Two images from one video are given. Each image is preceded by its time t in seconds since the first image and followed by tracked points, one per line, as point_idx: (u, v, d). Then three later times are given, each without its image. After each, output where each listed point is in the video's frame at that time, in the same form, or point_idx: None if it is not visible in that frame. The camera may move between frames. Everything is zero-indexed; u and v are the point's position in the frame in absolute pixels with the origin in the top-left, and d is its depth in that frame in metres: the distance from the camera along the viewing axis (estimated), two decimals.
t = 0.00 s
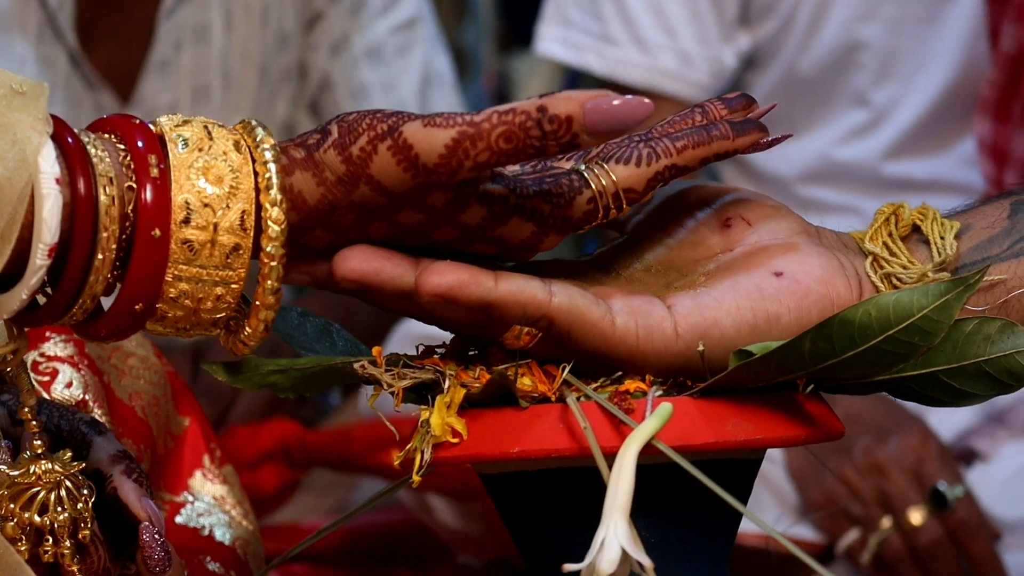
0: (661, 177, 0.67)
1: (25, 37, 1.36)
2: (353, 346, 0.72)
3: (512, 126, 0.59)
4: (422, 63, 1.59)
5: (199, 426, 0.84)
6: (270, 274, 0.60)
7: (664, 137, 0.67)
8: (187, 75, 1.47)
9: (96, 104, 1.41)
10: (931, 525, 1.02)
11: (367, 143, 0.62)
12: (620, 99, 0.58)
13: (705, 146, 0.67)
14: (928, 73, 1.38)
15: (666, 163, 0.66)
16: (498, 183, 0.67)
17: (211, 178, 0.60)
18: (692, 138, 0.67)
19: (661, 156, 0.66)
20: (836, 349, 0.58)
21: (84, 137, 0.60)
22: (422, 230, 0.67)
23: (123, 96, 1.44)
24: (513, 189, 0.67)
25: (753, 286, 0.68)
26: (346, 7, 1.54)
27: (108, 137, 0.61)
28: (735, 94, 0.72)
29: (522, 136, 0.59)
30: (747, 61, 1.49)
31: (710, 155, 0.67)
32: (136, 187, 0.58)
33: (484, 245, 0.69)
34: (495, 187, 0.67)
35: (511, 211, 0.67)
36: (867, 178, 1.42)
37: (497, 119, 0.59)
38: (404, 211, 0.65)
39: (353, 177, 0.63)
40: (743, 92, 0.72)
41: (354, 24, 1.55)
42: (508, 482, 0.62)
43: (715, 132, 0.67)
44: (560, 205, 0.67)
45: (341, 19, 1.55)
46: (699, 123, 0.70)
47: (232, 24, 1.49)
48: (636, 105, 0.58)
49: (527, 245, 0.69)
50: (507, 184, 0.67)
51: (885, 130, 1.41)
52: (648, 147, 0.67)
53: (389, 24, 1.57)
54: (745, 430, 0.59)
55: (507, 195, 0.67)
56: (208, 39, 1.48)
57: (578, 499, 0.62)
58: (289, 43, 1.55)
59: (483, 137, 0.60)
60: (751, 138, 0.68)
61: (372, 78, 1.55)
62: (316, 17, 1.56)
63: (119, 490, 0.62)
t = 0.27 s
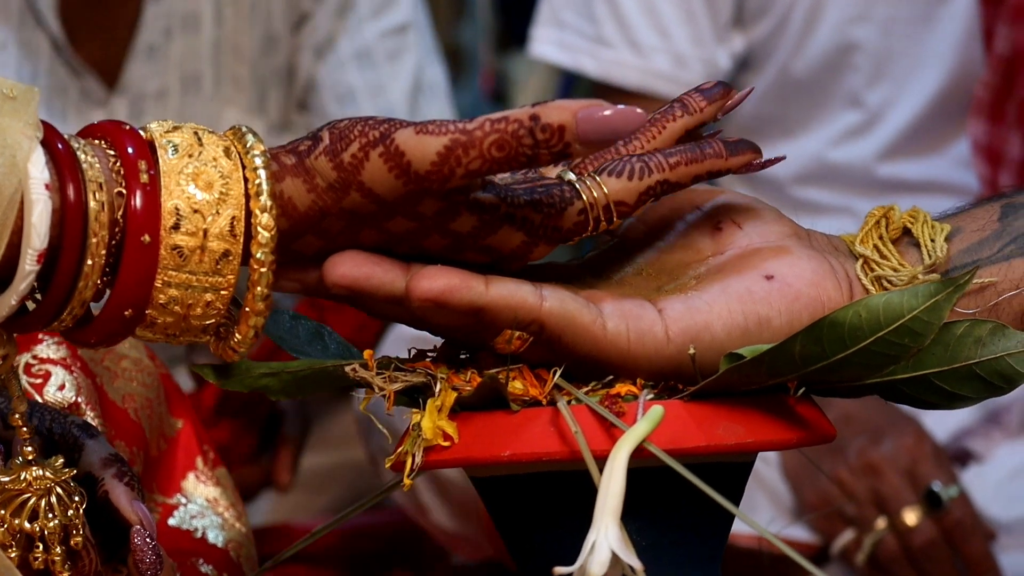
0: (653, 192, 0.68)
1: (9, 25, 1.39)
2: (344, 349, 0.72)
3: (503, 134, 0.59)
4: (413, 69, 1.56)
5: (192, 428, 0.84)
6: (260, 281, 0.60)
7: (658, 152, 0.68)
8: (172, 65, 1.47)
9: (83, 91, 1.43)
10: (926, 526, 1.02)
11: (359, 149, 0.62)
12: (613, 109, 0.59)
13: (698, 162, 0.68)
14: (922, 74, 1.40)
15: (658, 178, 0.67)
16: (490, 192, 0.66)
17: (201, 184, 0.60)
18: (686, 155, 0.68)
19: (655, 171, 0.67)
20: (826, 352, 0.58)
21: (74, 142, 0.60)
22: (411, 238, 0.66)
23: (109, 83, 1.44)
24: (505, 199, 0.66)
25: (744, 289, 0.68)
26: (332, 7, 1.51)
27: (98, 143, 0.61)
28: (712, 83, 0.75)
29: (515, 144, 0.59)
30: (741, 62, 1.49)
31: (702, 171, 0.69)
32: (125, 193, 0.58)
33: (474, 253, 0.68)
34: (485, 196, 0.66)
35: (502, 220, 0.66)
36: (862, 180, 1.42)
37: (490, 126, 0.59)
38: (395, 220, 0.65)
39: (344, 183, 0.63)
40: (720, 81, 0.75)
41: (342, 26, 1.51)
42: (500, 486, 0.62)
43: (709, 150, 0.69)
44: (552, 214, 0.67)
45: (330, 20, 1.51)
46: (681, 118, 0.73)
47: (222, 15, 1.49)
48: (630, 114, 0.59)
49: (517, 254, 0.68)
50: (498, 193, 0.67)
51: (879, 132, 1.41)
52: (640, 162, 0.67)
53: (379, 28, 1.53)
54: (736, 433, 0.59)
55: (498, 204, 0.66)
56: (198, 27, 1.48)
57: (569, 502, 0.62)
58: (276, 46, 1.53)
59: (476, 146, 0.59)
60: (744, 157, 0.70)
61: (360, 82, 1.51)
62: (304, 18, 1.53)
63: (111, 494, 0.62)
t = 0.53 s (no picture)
0: (650, 197, 0.68)
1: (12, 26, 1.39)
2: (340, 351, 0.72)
3: (500, 140, 0.58)
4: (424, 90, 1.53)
5: (189, 430, 0.84)
6: (256, 285, 0.60)
7: (654, 157, 0.68)
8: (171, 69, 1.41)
9: (94, 93, 1.39)
10: (923, 528, 1.03)
11: (355, 154, 0.62)
12: (609, 114, 0.57)
13: (695, 167, 0.68)
14: (919, 78, 1.40)
15: (655, 183, 0.67)
16: (486, 198, 0.67)
17: (197, 189, 0.60)
18: (681, 160, 0.68)
19: (650, 176, 0.67)
20: (822, 356, 0.58)
21: (70, 147, 0.60)
22: (408, 243, 0.66)
23: (122, 87, 1.40)
24: (500, 204, 0.67)
25: (740, 293, 0.68)
26: (346, 27, 1.48)
27: (94, 148, 0.61)
28: (710, 90, 0.75)
29: (511, 150, 0.58)
30: (739, 64, 1.48)
31: (699, 176, 0.69)
32: (121, 198, 0.58)
33: (470, 259, 0.68)
34: (482, 201, 0.66)
35: (499, 225, 0.67)
36: (859, 182, 1.43)
37: (487, 132, 0.59)
38: (391, 225, 0.65)
39: (340, 189, 0.63)
40: (717, 87, 0.75)
41: (355, 45, 1.49)
42: (496, 488, 0.63)
43: (704, 155, 0.69)
44: (548, 220, 0.67)
45: (342, 39, 1.48)
46: (678, 124, 0.74)
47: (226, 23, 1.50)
48: (626, 118, 0.57)
49: (512, 259, 0.68)
50: (494, 199, 0.67)
51: (876, 134, 1.42)
52: (636, 167, 0.67)
53: (391, 50, 1.51)
54: (732, 437, 0.59)
55: (494, 209, 0.66)
56: (208, 35, 1.42)
57: (564, 506, 0.62)
58: (291, 60, 1.47)
59: (472, 151, 0.59)
60: (740, 161, 0.71)
61: (370, 106, 1.48)
62: (316, 38, 1.47)
63: (107, 497, 0.62)
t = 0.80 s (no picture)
0: (651, 199, 0.67)
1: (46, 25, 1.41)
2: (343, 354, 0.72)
3: (502, 142, 0.59)
4: (436, 105, 1.64)
5: (190, 434, 0.84)
6: (258, 287, 0.61)
7: (654, 159, 0.68)
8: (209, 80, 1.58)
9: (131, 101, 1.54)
10: (924, 533, 1.03)
11: (357, 157, 0.61)
12: (612, 118, 0.59)
13: (696, 167, 0.68)
14: (923, 83, 1.41)
15: (655, 185, 0.67)
16: (486, 201, 0.67)
17: (200, 190, 0.60)
18: (682, 160, 0.68)
19: (652, 178, 0.67)
20: (825, 358, 0.58)
21: (72, 148, 0.60)
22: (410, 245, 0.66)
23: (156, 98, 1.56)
24: (502, 207, 0.67)
25: (743, 295, 0.68)
26: (360, 45, 1.60)
27: (97, 149, 0.62)
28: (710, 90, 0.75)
29: (514, 153, 0.59)
30: (743, 67, 1.50)
31: (700, 177, 0.68)
32: (124, 199, 0.59)
33: (472, 261, 0.68)
34: (484, 204, 0.67)
35: (500, 228, 0.67)
36: (861, 185, 1.43)
37: (489, 135, 0.59)
38: (392, 227, 0.65)
39: (343, 191, 0.62)
40: (718, 89, 0.75)
41: (370, 62, 1.60)
42: (498, 490, 0.62)
43: (705, 155, 0.68)
44: (549, 223, 0.67)
45: (356, 57, 1.61)
46: (677, 126, 0.73)
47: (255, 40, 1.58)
48: (630, 123, 0.58)
49: (513, 263, 0.68)
50: (496, 202, 0.67)
51: (879, 138, 1.42)
52: (637, 168, 0.67)
53: (406, 67, 1.62)
54: (734, 439, 0.59)
55: (496, 212, 0.67)
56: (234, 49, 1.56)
57: (566, 508, 0.62)
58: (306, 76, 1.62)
59: (474, 154, 0.59)
60: (741, 161, 0.70)
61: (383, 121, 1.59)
62: (332, 55, 1.62)
63: (108, 500, 0.62)
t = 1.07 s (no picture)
0: (675, 177, 0.68)
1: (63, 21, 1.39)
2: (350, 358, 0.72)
3: (529, 124, 0.61)
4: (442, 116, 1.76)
5: (194, 439, 0.84)
6: (283, 266, 0.63)
7: (679, 137, 0.68)
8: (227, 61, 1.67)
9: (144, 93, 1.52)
10: (927, 536, 1.02)
11: (382, 136, 0.64)
12: (636, 100, 0.61)
13: (720, 146, 0.68)
14: (926, 88, 1.42)
15: (680, 164, 0.67)
16: (511, 178, 0.69)
17: (222, 171, 0.62)
18: (707, 140, 0.68)
19: (676, 157, 0.67)
20: (831, 363, 0.58)
21: (93, 130, 0.62)
22: (434, 224, 0.71)
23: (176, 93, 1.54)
24: (526, 185, 0.69)
25: (748, 299, 0.68)
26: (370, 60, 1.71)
27: (116, 130, 0.64)
28: (739, 77, 0.74)
29: (540, 134, 0.61)
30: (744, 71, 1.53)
31: (724, 156, 0.69)
32: (147, 180, 0.61)
33: (495, 239, 0.72)
34: (507, 183, 0.68)
35: (524, 206, 0.69)
36: (864, 190, 1.43)
37: (515, 116, 0.61)
38: (417, 208, 0.69)
39: (367, 170, 0.66)
40: (747, 76, 0.74)
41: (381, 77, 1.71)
42: (503, 494, 0.62)
43: (729, 134, 0.69)
44: (574, 201, 0.68)
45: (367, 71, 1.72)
46: (705, 112, 0.73)
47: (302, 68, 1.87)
48: (656, 104, 0.60)
49: (537, 239, 0.71)
50: (520, 179, 0.69)
51: (882, 143, 1.43)
52: (662, 148, 0.67)
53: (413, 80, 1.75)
54: (739, 443, 0.59)
55: (519, 191, 0.68)
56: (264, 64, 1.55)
57: (570, 512, 0.62)
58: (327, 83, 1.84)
59: (500, 134, 0.61)
60: (765, 140, 0.70)
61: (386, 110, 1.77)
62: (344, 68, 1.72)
63: (113, 503, 0.62)
